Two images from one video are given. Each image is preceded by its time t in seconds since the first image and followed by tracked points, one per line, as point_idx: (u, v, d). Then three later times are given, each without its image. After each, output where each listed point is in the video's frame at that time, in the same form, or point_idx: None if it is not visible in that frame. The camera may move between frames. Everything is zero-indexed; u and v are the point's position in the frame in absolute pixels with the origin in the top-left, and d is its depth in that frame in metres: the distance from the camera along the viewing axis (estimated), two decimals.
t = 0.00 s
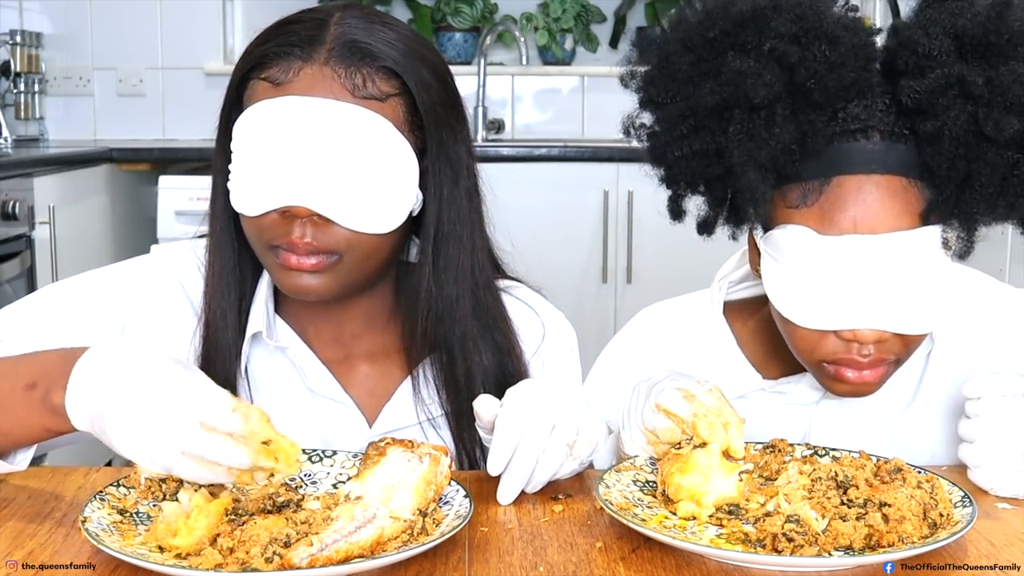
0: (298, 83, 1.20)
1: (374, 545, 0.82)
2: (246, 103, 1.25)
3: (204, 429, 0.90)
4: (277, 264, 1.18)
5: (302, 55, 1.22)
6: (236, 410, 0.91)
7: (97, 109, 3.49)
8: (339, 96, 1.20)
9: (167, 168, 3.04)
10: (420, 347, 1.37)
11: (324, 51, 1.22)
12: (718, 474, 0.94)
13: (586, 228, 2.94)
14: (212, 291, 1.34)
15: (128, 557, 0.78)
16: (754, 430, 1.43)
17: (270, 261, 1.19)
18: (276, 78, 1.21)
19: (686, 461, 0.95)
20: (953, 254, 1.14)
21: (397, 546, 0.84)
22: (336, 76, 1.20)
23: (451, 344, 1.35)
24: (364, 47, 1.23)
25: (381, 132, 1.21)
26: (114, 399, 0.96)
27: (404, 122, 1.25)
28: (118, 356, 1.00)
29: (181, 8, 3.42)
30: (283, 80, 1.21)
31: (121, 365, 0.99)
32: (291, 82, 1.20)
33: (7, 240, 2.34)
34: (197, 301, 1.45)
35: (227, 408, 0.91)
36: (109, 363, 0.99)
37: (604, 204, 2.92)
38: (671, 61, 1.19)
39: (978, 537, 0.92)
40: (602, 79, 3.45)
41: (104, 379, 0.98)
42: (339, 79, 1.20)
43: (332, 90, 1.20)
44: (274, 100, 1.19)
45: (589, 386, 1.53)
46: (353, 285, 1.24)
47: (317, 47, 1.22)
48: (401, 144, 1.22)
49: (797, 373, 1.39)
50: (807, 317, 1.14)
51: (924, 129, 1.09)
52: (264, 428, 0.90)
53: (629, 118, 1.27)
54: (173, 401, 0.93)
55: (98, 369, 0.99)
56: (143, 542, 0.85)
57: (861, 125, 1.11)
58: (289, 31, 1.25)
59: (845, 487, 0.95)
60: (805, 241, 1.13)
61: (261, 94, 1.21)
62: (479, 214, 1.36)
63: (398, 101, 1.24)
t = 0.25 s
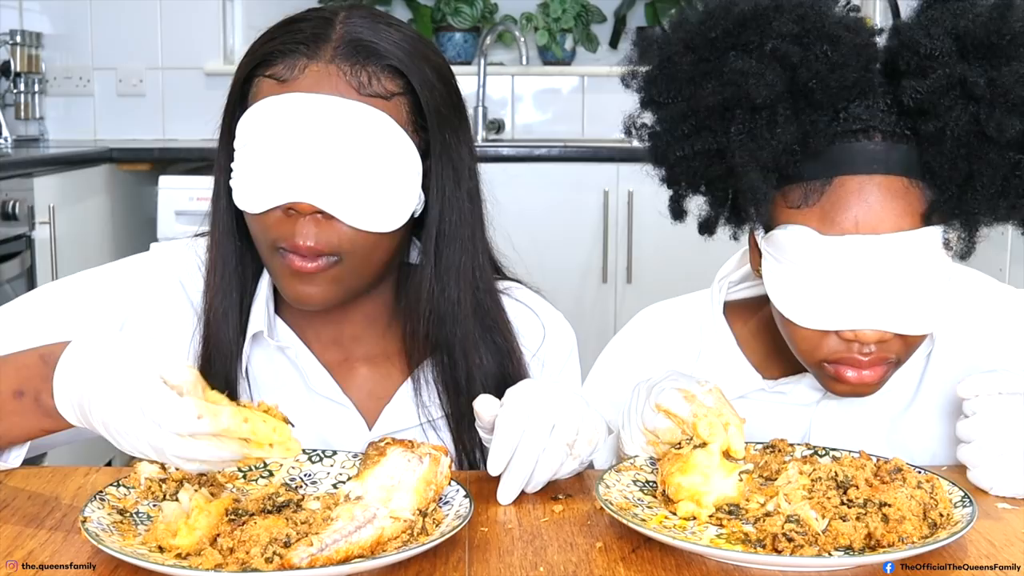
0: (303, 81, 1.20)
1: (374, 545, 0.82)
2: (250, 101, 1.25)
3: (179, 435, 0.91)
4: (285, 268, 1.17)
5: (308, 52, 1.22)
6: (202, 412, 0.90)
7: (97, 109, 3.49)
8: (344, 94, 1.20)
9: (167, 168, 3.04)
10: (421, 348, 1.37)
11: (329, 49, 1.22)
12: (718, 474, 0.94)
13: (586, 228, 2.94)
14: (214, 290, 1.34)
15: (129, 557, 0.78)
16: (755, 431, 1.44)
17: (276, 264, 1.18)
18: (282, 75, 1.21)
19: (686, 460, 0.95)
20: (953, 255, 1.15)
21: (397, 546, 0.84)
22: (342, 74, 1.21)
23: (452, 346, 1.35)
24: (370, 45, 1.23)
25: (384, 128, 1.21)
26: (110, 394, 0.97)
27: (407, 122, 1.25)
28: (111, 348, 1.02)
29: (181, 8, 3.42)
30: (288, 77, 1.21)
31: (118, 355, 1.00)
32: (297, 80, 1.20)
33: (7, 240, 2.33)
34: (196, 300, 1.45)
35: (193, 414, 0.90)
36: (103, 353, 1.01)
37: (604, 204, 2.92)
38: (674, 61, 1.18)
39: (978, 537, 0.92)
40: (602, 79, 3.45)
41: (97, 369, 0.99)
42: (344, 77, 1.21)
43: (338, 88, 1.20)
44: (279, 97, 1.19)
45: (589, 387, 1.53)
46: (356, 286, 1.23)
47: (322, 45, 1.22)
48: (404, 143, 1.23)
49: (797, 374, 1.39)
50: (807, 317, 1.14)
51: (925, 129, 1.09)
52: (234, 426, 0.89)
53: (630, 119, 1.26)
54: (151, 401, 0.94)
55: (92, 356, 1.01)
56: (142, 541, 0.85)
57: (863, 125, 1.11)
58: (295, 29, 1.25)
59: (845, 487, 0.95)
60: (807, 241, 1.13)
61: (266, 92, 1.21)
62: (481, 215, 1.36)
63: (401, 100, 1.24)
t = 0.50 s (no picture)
0: (304, 80, 1.20)
1: (374, 545, 0.82)
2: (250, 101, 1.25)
3: (165, 426, 0.95)
4: (282, 267, 1.17)
5: (308, 51, 1.22)
6: (190, 400, 0.93)
7: (97, 109, 3.49)
8: (345, 93, 1.20)
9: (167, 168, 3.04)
10: (421, 350, 1.37)
11: (330, 48, 1.22)
12: (718, 474, 0.94)
13: (586, 228, 2.94)
14: (212, 292, 1.34)
15: (128, 557, 0.78)
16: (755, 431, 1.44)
17: (275, 262, 1.17)
18: (282, 75, 1.21)
19: (686, 461, 0.95)
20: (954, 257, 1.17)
21: (397, 546, 0.84)
22: (343, 73, 1.21)
23: (453, 347, 1.35)
24: (370, 45, 1.23)
25: (385, 126, 1.21)
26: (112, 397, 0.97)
27: (408, 121, 1.25)
28: (109, 348, 1.02)
29: (181, 8, 3.42)
30: (288, 76, 1.21)
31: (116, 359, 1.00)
32: (297, 79, 1.20)
33: (7, 240, 2.33)
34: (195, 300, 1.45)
35: (183, 401, 0.93)
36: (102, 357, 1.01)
37: (604, 204, 2.92)
38: (678, 61, 1.19)
39: (978, 537, 0.92)
40: (602, 79, 3.45)
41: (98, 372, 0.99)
42: (346, 76, 1.21)
43: (339, 87, 1.20)
44: (280, 95, 1.19)
45: (588, 387, 1.53)
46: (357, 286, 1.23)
47: (323, 44, 1.23)
48: (405, 142, 1.23)
49: (798, 374, 1.39)
50: (810, 318, 1.14)
51: (929, 132, 1.10)
52: (224, 412, 0.92)
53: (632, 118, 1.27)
54: (139, 392, 0.96)
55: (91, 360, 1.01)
56: (142, 541, 0.85)
57: (866, 128, 1.11)
58: (296, 29, 1.25)
59: (845, 487, 0.95)
60: (810, 242, 1.13)
61: (266, 91, 1.21)
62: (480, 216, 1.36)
63: (402, 99, 1.24)
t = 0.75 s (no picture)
0: (306, 80, 1.20)
1: (374, 544, 0.82)
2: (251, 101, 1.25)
3: (176, 410, 0.94)
4: (279, 263, 1.16)
5: (311, 51, 1.22)
6: (200, 380, 0.93)
7: (97, 109, 3.49)
8: (348, 93, 1.21)
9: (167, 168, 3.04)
10: (422, 355, 1.37)
11: (333, 49, 1.22)
12: (718, 474, 0.94)
13: (586, 228, 2.94)
14: (215, 294, 1.34)
15: (128, 557, 0.78)
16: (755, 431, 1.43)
17: (272, 259, 1.17)
18: (284, 75, 1.21)
19: (686, 461, 0.95)
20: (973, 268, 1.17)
21: (397, 546, 0.84)
22: (346, 73, 1.21)
23: (455, 352, 1.34)
24: (373, 45, 1.23)
25: (388, 127, 1.21)
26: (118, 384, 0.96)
27: (410, 123, 1.25)
28: (113, 337, 1.02)
29: (181, 8, 3.42)
30: (290, 76, 1.21)
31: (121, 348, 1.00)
32: (300, 79, 1.20)
33: (7, 240, 2.33)
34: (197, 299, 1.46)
35: (193, 382, 0.93)
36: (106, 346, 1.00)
37: (604, 204, 2.92)
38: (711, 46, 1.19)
39: (978, 537, 0.92)
40: (602, 79, 3.45)
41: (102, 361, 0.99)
42: (348, 76, 1.21)
43: (341, 87, 1.20)
44: (281, 95, 1.19)
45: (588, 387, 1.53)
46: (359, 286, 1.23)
47: (326, 44, 1.23)
48: (407, 143, 1.23)
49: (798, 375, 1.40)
50: (821, 316, 1.14)
51: (957, 139, 1.09)
52: (233, 391, 0.92)
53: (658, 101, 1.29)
54: (147, 378, 0.95)
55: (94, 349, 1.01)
56: (142, 541, 0.85)
57: (894, 130, 1.10)
58: (299, 29, 1.25)
59: (845, 487, 0.95)
60: (828, 240, 1.13)
61: (268, 91, 1.21)
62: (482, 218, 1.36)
63: (404, 100, 1.25)
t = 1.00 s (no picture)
0: (307, 86, 1.19)
1: (374, 544, 0.82)
2: (251, 105, 1.25)
3: (195, 399, 0.95)
4: (279, 268, 1.17)
5: (312, 57, 1.22)
6: (219, 370, 0.93)
7: (97, 109, 3.49)
8: (350, 100, 1.20)
9: (167, 168, 3.04)
10: (425, 361, 1.36)
11: (335, 54, 1.22)
12: (718, 474, 0.94)
13: (586, 228, 2.94)
14: (216, 298, 1.34)
15: (128, 557, 0.78)
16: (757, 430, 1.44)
17: (270, 263, 1.18)
18: (285, 80, 1.21)
19: (686, 460, 0.95)
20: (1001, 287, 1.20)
21: (397, 546, 0.84)
22: (347, 80, 1.20)
23: (457, 361, 1.34)
24: (375, 51, 1.23)
25: (390, 136, 1.21)
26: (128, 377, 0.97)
27: (413, 130, 1.25)
28: (124, 332, 1.02)
29: (181, 8, 3.42)
30: (292, 83, 1.20)
31: (135, 341, 1.01)
32: (300, 85, 1.20)
33: (7, 240, 2.33)
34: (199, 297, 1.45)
35: (211, 373, 0.94)
36: (117, 338, 1.01)
37: (604, 204, 2.91)
38: (773, 35, 1.18)
39: (978, 537, 0.92)
40: (602, 79, 3.45)
41: (111, 358, 1.00)
42: (350, 83, 1.20)
43: (343, 94, 1.20)
44: (282, 102, 1.18)
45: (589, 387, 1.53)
46: (358, 292, 1.23)
47: (327, 50, 1.22)
48: (409, 150, 1.22)
49: (801, 374, 1.40)
50: (846, 320, 1.15)
51: (1004, 160, 1.10)
52: (251, 381, 0.92)
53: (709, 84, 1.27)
54: (167, 368, 0.96)
55: (104, 343, 1.01)
56: (142, 541, 0.85)
57: (941, 143, 1.10)
58: (300, 33, 1.25)
59: (845, 487, 0.95)
60: (865, 245, 1.13)
61: (269, 96, 1.21)
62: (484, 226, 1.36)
63: (407, 108, 1.24)
